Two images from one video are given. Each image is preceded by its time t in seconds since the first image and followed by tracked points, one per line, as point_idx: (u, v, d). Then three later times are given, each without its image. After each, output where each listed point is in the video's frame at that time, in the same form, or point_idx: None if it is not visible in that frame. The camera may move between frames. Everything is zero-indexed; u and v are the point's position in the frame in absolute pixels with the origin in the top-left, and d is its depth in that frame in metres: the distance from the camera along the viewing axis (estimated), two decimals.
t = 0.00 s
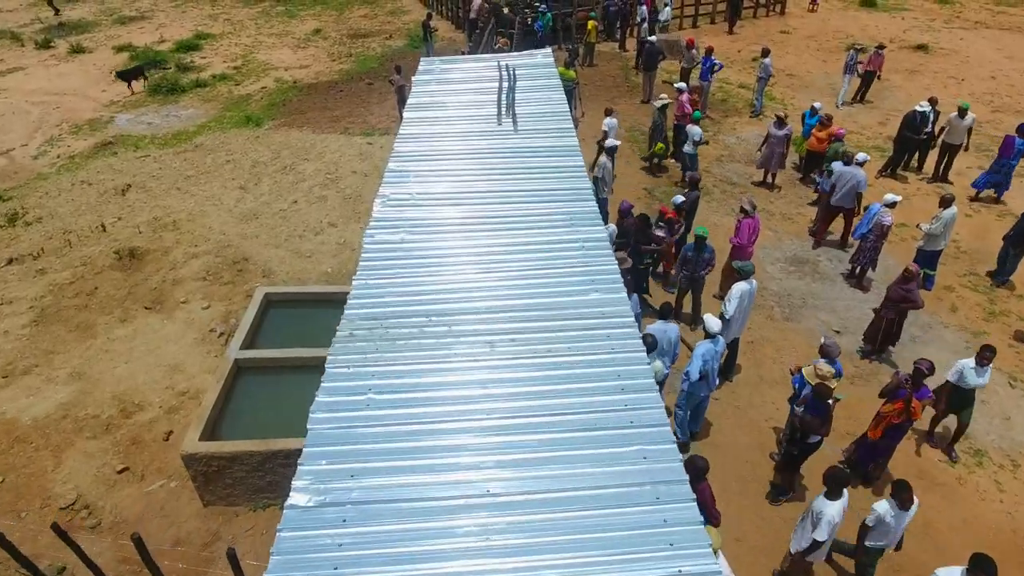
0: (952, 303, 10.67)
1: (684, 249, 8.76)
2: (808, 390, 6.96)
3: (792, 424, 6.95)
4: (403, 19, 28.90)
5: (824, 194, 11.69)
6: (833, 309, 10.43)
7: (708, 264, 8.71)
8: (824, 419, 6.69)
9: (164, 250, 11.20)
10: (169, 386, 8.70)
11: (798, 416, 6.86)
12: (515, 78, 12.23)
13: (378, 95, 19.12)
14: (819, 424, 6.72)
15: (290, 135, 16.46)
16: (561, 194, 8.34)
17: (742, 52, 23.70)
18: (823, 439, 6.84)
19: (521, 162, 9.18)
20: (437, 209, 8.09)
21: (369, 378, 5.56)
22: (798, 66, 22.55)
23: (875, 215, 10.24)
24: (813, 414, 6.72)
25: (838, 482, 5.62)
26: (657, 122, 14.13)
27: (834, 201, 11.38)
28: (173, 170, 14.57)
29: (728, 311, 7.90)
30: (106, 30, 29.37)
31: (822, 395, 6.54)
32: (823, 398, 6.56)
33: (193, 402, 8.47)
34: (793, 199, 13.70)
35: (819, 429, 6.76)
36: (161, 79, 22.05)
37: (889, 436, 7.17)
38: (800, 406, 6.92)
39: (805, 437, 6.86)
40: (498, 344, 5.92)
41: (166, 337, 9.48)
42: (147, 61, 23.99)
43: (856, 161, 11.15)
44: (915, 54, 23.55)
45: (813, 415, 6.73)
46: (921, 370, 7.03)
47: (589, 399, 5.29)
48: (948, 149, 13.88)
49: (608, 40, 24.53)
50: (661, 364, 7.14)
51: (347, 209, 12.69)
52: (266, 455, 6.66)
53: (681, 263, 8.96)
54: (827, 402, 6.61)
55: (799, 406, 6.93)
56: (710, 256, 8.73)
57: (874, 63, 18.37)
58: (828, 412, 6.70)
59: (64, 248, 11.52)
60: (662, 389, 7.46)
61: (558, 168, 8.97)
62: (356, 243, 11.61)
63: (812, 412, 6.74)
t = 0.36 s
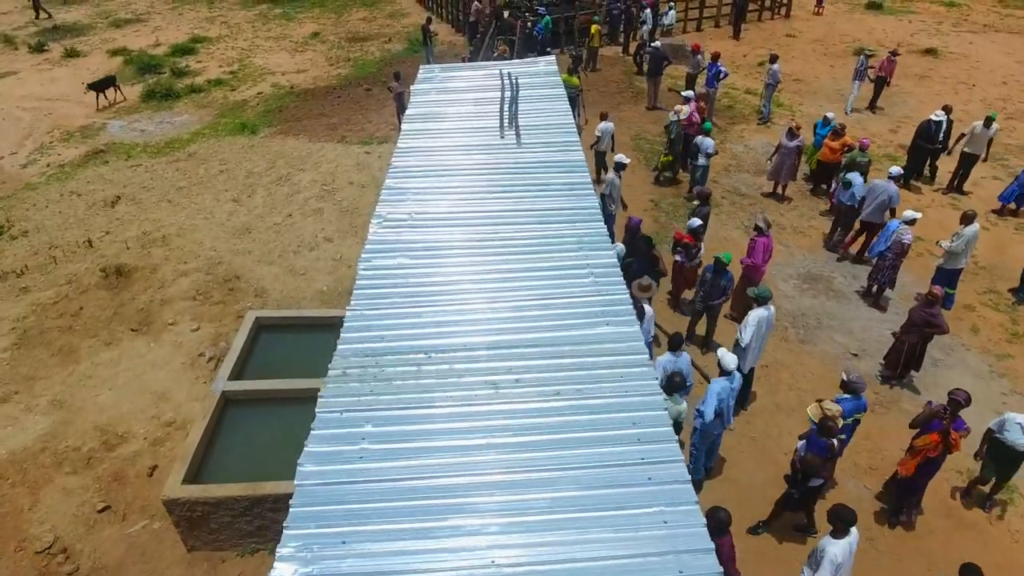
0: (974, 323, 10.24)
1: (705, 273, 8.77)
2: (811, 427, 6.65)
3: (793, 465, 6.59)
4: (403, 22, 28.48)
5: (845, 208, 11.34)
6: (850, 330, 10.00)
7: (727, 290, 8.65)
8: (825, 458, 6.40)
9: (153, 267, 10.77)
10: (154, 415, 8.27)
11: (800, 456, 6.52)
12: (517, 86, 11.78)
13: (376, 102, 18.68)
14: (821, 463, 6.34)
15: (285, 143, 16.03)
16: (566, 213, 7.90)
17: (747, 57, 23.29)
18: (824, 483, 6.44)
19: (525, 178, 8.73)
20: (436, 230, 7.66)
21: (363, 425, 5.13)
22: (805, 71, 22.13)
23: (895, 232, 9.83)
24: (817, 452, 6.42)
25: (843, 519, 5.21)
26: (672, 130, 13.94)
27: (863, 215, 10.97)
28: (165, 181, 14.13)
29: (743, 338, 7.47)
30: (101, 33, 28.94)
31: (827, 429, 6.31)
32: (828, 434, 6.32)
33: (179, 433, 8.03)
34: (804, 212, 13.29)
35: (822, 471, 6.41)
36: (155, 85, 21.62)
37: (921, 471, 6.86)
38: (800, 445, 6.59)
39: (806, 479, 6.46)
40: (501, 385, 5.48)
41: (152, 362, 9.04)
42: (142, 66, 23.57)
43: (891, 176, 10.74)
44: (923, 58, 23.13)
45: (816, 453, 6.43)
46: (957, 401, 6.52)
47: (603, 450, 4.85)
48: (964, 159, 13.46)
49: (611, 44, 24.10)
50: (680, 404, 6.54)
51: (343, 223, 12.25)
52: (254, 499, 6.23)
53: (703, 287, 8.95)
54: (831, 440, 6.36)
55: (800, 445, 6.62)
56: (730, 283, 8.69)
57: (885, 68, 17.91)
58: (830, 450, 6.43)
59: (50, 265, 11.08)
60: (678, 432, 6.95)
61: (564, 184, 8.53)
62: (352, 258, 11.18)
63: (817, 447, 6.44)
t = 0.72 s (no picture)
0: (997, 346, 9.80)
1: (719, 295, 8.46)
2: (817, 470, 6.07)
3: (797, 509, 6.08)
4: (402, 25, 28.08)
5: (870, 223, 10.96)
6: (869, 354, 9.57)
7: (740, 314, 8.29)
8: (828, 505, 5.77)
9: (140, 286, 10.34)
10: (138, 449, 7.82)
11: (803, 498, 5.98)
12: (520, 95, 11.35)
13: (374, 108, 18.25)
14: (825, 509, 5.79)
15: (281, 152, 15.59)
16: (574, 235, 7.47)
17: (753, 61, 22.86)
18: (832, 528, 5.89)
19: (529, 196, 8.30)
20: (436, 254, 7.23)
21: (356, 481, 4.69)
22: (812, 76, 21.69)
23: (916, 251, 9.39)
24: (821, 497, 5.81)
25: (835, 565, 5.07)
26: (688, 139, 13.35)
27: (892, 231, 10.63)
28: (156, 192, 13.69)
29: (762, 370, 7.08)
30: (95, 36, 28.51)
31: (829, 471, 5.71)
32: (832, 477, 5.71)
33: (164, 468, 7.59)
34: (817, 226, 12.86)
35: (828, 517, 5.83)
36: (149, 90, 21.20)
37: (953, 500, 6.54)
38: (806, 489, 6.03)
39: (811, 525, 5.94)
40: (505, 434, 5.05)
41: (137, 390, 8.60)
42: (136, 70, 23.14)
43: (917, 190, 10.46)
44: (933, 63, 22.68)
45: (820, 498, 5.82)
46: (993, 430, 6.11)
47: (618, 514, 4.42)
48: (982, 171, 13.02)
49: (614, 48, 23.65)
50: (700, 447, 6.16)
51: (340, 238, 11.81)
52: (239, 551, 5.79)
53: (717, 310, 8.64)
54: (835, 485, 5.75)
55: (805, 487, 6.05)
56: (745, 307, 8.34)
57: (897, 74, 17.48)
58: (833, 496, 5.78)
59: (33, 283, 10.62)
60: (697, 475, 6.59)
61: (571, 203, 8.10)
62: (349, 276, 10.74)
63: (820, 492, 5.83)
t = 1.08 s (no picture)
0: None
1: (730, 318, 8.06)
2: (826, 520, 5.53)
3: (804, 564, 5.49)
4: (401, 28, 27.65)
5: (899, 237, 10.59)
6: (889, 380, 9.14)
7: (749, 338, 7.88)
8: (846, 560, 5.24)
9: (127, 306, 9.90)
10: (120, 486, 7.37)
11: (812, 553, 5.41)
12: (523, 106, 10.90)
13: (373, 115, 17.81)
14: (843, 565, 5.26)
15: (276, 161, 15.15)
16: (582, 261, 7.03)
17: (759, 66, 22.43)
18: None
19: (534, 217, 7.85)
20: (435, 283, 6.78)
21: (346, 550, 4.24)
22: (820, 81, 21.26)
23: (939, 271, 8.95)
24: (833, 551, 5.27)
25: None
26: (701, 151, 12.96)
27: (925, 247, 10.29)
28: (146, 204, 13.24)
29: (785, 407, 6.69)
30: (90, 40, 28.07)
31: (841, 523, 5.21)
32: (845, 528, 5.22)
33: (147, 509, 7.13)
34: (829, 241, 12.44)
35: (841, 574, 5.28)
36: (143, 95, 20.76)
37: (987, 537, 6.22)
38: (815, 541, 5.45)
39: None
40: (511, 493, 4.60)
41: (121, 421, 8.15)
42: (129, 75, 22.69)
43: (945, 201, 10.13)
44: (943, 68, 22.26)
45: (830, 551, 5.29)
46: None
47: None
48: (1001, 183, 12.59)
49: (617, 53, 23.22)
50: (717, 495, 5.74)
51: (335, 254, 11.36)
52: None
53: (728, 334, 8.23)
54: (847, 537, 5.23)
55: (812, 540, 5.49)
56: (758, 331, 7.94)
57: (911, 81, 17.10)
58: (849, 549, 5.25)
59: (16, 302, 10.17)
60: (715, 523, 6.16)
61: (578, 225, 7.66)
62: (346, 296, 10.31)
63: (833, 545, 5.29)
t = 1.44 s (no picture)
0: None
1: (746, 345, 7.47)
2: None
3: None
4: (400, 31, 27.21)
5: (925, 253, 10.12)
6: (913, 408, 8.69)
7: (763, 366, 7.24)
8: None
9: (112, 329, 9.46)
10: (99, 529, 6.92)
11: None
12: (526, 116, 10.43)
13: (371, 122, 17.36)
14: None
15: (271, 171, 14.69)
16: (591, 290, 6.57)
17: (765, 71, 22.00)
18: None
19: (539, 240, 7.40)
20: (434, 316, 6.32)
21: None
22: (828, 86, 20.82)
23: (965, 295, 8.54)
24: None
25: None
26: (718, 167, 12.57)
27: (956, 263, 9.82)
28: (135, 218, 12.79)
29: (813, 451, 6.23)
30: (84, 43, 27.60)
31: None
32: None
33: (127, 554, 6.67)
34: (844, 256, 12.00)
35: None
36: (136, 101, 20.31)
37: None
38: None
39: None
40: (519, 566, 4.13)
41: (103, 456, 7.69)
42: (123, 80, 22.23)
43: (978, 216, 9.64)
44: (953, 73, 21.83)
45: None
46: None
47: None
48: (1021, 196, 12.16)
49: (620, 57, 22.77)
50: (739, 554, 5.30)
51: (331, 271, 10.90)
52: None
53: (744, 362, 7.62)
54: None
55: None
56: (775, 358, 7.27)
57: (927, 89, 16.70)
58: None
59: None
60: None
61: (586, 249, 7.21)
62: (341, 317, 9.86)
63: None
